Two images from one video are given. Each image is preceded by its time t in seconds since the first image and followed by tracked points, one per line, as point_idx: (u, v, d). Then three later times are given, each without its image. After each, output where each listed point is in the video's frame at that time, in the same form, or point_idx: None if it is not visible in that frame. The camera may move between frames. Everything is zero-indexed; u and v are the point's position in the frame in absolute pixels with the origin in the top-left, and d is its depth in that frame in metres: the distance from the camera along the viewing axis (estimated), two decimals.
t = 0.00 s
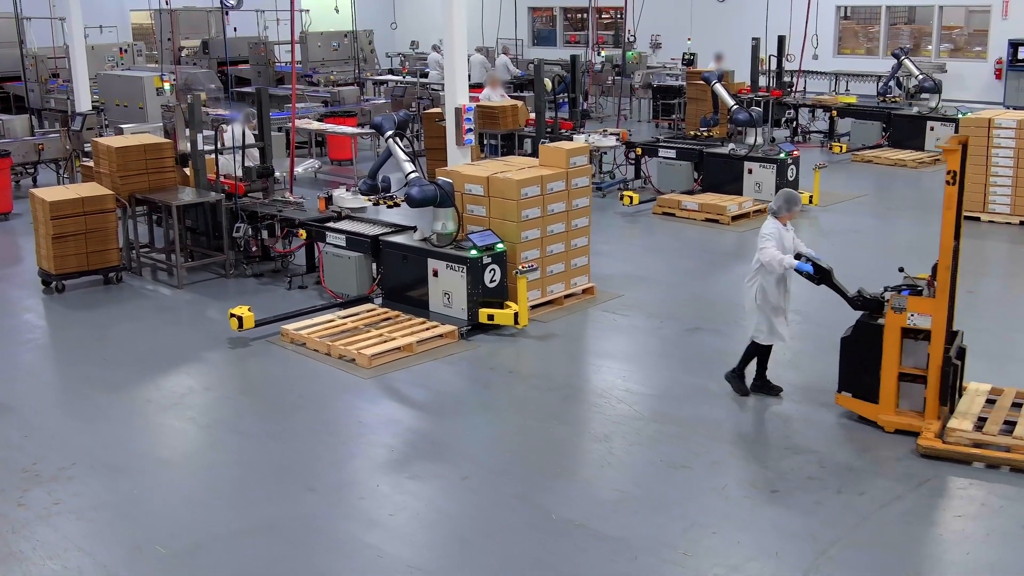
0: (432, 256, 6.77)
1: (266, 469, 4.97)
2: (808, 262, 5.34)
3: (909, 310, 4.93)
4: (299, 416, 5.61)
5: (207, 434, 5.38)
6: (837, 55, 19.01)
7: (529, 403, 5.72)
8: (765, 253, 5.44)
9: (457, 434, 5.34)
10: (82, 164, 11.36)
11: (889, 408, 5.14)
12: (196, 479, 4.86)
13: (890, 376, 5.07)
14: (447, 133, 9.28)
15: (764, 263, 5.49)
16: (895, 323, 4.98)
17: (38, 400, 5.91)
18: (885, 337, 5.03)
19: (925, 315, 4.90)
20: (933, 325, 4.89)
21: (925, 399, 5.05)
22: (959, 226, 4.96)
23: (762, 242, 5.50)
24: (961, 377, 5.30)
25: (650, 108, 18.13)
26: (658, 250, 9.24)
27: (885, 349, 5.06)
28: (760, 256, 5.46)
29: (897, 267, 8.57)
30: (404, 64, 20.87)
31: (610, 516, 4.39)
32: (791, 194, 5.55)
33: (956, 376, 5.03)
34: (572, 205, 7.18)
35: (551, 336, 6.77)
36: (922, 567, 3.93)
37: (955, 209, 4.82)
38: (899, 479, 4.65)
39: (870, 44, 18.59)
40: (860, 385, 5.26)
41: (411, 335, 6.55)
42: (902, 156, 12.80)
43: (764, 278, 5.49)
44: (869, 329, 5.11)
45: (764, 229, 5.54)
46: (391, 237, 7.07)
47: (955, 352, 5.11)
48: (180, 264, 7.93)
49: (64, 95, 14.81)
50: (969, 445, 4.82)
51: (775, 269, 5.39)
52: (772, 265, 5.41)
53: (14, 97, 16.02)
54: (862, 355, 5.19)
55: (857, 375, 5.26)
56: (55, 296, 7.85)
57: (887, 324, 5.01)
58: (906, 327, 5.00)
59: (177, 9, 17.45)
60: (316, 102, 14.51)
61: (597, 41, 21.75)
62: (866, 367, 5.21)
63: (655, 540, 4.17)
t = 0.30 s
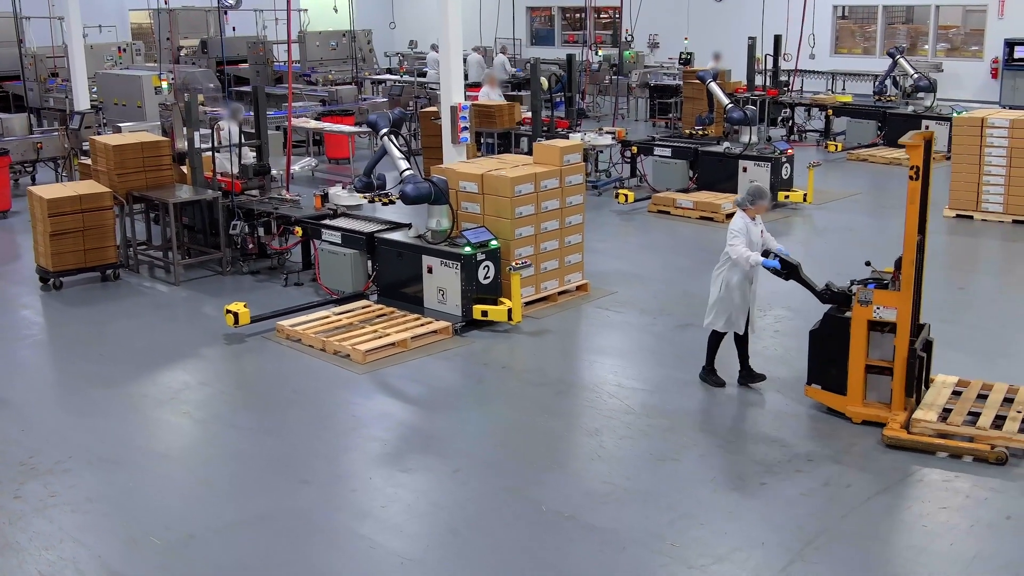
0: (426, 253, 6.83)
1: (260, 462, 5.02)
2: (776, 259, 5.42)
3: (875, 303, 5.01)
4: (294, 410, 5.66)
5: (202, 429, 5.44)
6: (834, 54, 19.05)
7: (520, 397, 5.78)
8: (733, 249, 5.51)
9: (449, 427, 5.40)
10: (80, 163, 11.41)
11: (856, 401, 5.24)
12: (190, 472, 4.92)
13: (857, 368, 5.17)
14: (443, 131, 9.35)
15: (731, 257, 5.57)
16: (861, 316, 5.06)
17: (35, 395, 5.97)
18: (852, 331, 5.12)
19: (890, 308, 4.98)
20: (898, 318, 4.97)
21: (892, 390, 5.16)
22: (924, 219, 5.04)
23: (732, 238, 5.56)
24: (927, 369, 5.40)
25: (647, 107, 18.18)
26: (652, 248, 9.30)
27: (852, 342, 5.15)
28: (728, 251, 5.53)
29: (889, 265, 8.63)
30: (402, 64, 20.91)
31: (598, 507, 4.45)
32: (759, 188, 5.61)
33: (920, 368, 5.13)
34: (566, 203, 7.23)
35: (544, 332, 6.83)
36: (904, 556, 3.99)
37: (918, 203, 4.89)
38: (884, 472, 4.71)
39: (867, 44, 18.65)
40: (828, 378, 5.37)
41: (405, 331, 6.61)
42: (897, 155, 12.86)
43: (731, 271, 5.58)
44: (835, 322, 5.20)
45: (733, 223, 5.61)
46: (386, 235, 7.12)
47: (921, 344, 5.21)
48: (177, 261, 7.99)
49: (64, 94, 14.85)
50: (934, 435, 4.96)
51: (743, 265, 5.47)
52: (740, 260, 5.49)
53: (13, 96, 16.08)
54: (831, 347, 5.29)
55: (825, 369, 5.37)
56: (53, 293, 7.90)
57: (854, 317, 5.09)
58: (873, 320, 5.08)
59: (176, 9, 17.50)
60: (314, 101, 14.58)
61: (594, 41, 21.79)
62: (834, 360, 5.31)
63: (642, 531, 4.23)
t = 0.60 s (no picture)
0: (422, 251, 6.89)
1: (255, 457, 5.07)
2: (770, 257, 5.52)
3: (868, 300, 5.06)
4: (288, 406, 5.71)
5: (199, 424, 5.49)
6: (831, 54, 19.09)
7: (515, 393, 5.83)
8: (726, 252, 5.52)
9: (442, 423, 5.45)
10: (79, 162, 11.45)
11: (850, 396, 5.30)
12: (186, 466, 4.97)
13: (851, 364, 5.23)
14: (439, 130, 9.41)
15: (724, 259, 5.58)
16: (855, 313, 5.12)
17: (32, 391, 6.02)
18: (846, 327, 5.17)
19: (883, 305, 5.03)
20: (891, 314, 5.03)
21: (886, 386, 5.20)
22: (916, 218, 5.09)
23: (726, 239, 5.57)
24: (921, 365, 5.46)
25: (645, 107, 18.24)
26: (648, 246, 9.35)
27: (845, 338, 5.20)
28: (721, 253, 5.54)
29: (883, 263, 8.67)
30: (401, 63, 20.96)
31: (589, 501, 4.50)
32: (753, 188, 5.60)
33: (913, 365, 5.20)
34: (560, 201, 7.28)
35: (539, 329, 6.88)
36: (889, 548, 4.04)
37: (912, 201, 4.95)
38: (873, 467, 4.77)
39: (865, 43, 18.70)
40: (822, 374, 5.42)
41: (400, 328, 6.65)
42: (892, 154, 12.92)
43: (724, 272, 5.62)
44: (829, 319, 5.25)
45: (727, 224, 5.61)
46: (382, 233, 7.17)
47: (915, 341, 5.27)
48: (175, 259, 8.04)
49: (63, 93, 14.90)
50: (926, 430, 5.00)
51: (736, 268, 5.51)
52: (733, 263, 5.51)
53: (12, 96, 16.12)
54: (826, 344, 5.34)
55: (819, 365, 5.42)
56: (51, 291, 7.95)
57: (848, 314, 5.14)
58: (866, 317, 5.14)
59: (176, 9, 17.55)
60: (312, 100, 14.64)
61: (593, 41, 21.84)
62: (829, 356, 5.36)
63: (632, 524, 4.28)
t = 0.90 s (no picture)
0: (417, 250, 6.94)
1: (250, 453, 5.12)
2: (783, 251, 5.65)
3: (869, 300, 5.08)
4: (283, 403, 5.77)
5: (193, 421, 5.54)
6: (828, 54, 19.14)
7: (508, 390, 5.89)
8: (747, 252, 5.54)
9: (435, 420, 5.50)
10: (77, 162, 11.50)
11: (851, 397, 5.33)
12: (181, 462, 5.02)
13: (852, 364, 5.25)
14: (435, 130, 9.49)
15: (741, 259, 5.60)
16: (856, 313, 5.14)
17: (30, 388, 6.08)
18: (847, 327, 5.19)
19: (884, 305, 5.06)
20: (892, 315, 5.05)
21: (886, 386, 5.23)
22: (915, 219, 5.12)
23: (738, 239, 5.59)
24: (920, 365, 5.49)
25: (642, 106, 18.29)
26: (643, 245, 9.41)
27: (847, 338, 5.22)
28: (743, 254, 5.54)
29: (876, 262, 8.73)
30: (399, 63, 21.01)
31: (579, 496, 4.56)
32: (763, 189, 5.67)
33: (913, 365, 5.23)
34: (555, 201, 7.34)
35: (533, 327, 6.94)
36: (874, 543, 4.10)
37: (912, 202, 4.98)
38: (859, 463, 4.82)
39: (862, 44, 18.76)
40: (822, 374, 5.45)
41: (395, 326, 6.70)
42: (887, 154, 12.98)
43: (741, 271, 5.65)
44: (830, 320, 5.27)
45: (741, 225, 5.60)
46: (377, 232, 7.24)
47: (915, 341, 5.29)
48: (172, 258, 8.09)
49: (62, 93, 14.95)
50: (927, 430, 5.03)
51: (758, 266, 5.56)
52: (754, 262, 5.55)
53: (11, 96, 16.18)
54: (828, 345, 5.36)
55: (819, 366, 5.45)
56: (49, 290, 8.01)
57: (849, 314, 5.16)
58: (866, 317, 5.17)
59: (174, 9, 17.60)
60: (310, 100, 14.70)
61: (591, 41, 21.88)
62: (829, 357, 5.38)
63: (621, 519, 4.34)
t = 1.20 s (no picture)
0: (412, 249, 7.01)
1: (244, 449, 5.19)
2: (789, 252, 5.58)
3: (874, 303, 5.07)
4: (278, 400, 5.83)
5: (189, 418, 5.61)
6: (825, 54, 19.21)
7: (500, 387, 5.96)
8: (750, 251, 5.59)
9: (428, 416, 5.57)
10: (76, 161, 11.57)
11: (856, 400, 5.31)
12: (177, 458, 5.09)
13: (856, 367, 5.24)
14: (431, 130, 9.55)
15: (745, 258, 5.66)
16: (861, 316, 5.12)
17: (28, 386, 6.14)
18: (851, 330, 5.17)
19: (889, 307, 5.04)
20: (898, 316, 5.04)
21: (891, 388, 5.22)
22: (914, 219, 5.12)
23: (743, 238, 5.63)
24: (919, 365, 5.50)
25: (639, 106, 18.37)
26: (637, 244, 9.47)
27: (851, 341, 5.21)
28: (746, 253, 5.60)
29: (869, 262, 8.79)
30: (398, 64, 21.08)
31: (568, 492, 4.62)
32: (766, 188, 5.70)
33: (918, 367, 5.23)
34: (548, 200, 7.40)
35: (526, 326, 7.00)
36: (859, 537, 4.16)
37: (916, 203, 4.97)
38: (846, 459, 4.89)
39: (858, 44, 18.82)
40: (825, 379, 5.41)
41: (390, 324, 6.76)
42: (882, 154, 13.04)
43: (744, 270, 5.71)
44: (834, 323, 5.23)
45: (743, 224, 5.66)
46: (372, 231, 7.31)
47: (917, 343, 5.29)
48: (169, 257, 8.16)
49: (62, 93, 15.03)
50: (937, 431, 5.03)
51: (762, 264, 5.61)
52: (758, 261, 5.61)
53: (11, 95, 16.24)
54: (831, 349, 5.32)
55: (823, 370, 5.41)
56: (47, 289, 8.07)
57: (854, 316, 5.14)
58: (871, 320, 5.14)
59: (173, 10, 17.68)
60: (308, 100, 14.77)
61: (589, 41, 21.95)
62: (833, 360, 5.35)
63: (610, 514, 4.40)
